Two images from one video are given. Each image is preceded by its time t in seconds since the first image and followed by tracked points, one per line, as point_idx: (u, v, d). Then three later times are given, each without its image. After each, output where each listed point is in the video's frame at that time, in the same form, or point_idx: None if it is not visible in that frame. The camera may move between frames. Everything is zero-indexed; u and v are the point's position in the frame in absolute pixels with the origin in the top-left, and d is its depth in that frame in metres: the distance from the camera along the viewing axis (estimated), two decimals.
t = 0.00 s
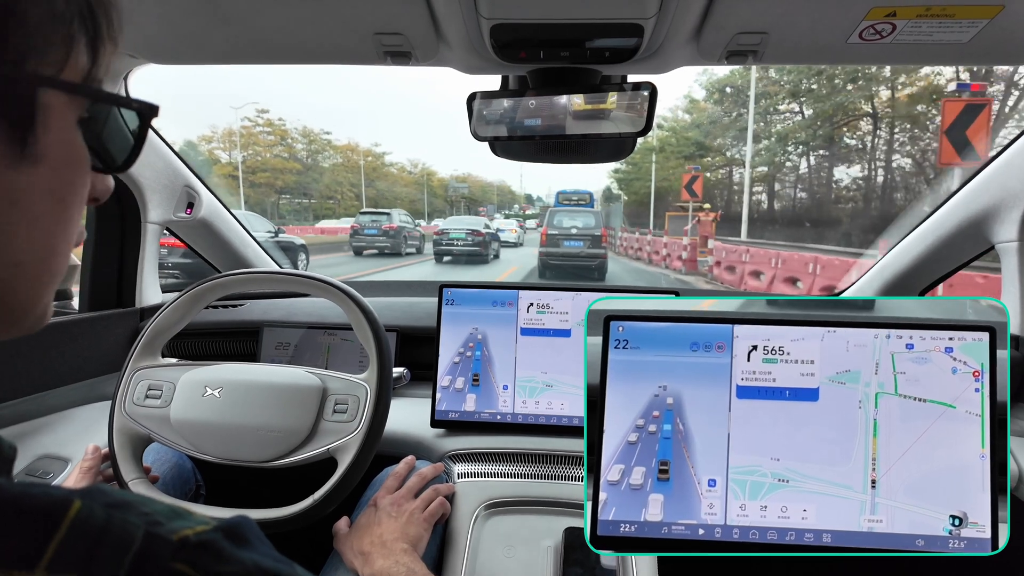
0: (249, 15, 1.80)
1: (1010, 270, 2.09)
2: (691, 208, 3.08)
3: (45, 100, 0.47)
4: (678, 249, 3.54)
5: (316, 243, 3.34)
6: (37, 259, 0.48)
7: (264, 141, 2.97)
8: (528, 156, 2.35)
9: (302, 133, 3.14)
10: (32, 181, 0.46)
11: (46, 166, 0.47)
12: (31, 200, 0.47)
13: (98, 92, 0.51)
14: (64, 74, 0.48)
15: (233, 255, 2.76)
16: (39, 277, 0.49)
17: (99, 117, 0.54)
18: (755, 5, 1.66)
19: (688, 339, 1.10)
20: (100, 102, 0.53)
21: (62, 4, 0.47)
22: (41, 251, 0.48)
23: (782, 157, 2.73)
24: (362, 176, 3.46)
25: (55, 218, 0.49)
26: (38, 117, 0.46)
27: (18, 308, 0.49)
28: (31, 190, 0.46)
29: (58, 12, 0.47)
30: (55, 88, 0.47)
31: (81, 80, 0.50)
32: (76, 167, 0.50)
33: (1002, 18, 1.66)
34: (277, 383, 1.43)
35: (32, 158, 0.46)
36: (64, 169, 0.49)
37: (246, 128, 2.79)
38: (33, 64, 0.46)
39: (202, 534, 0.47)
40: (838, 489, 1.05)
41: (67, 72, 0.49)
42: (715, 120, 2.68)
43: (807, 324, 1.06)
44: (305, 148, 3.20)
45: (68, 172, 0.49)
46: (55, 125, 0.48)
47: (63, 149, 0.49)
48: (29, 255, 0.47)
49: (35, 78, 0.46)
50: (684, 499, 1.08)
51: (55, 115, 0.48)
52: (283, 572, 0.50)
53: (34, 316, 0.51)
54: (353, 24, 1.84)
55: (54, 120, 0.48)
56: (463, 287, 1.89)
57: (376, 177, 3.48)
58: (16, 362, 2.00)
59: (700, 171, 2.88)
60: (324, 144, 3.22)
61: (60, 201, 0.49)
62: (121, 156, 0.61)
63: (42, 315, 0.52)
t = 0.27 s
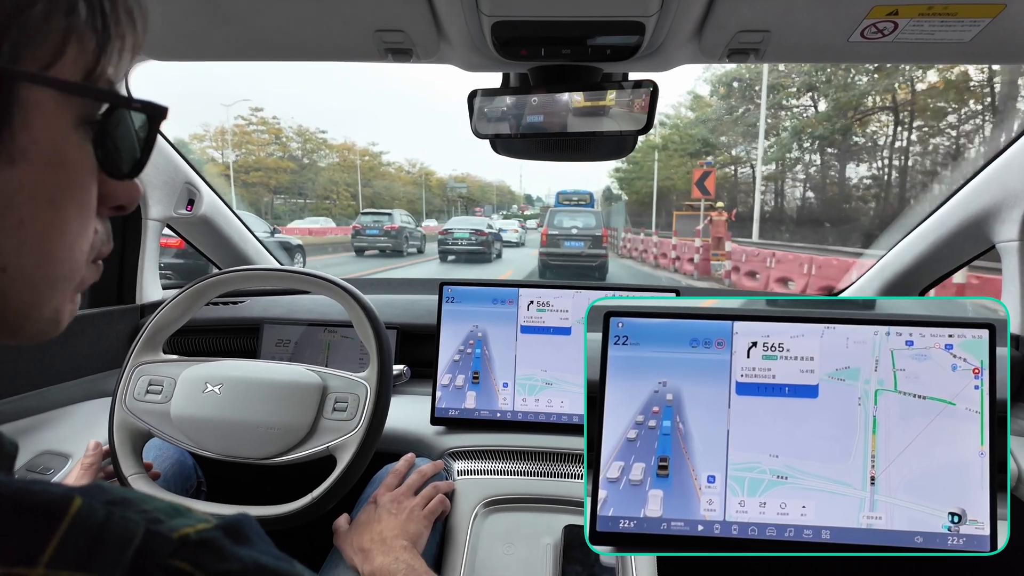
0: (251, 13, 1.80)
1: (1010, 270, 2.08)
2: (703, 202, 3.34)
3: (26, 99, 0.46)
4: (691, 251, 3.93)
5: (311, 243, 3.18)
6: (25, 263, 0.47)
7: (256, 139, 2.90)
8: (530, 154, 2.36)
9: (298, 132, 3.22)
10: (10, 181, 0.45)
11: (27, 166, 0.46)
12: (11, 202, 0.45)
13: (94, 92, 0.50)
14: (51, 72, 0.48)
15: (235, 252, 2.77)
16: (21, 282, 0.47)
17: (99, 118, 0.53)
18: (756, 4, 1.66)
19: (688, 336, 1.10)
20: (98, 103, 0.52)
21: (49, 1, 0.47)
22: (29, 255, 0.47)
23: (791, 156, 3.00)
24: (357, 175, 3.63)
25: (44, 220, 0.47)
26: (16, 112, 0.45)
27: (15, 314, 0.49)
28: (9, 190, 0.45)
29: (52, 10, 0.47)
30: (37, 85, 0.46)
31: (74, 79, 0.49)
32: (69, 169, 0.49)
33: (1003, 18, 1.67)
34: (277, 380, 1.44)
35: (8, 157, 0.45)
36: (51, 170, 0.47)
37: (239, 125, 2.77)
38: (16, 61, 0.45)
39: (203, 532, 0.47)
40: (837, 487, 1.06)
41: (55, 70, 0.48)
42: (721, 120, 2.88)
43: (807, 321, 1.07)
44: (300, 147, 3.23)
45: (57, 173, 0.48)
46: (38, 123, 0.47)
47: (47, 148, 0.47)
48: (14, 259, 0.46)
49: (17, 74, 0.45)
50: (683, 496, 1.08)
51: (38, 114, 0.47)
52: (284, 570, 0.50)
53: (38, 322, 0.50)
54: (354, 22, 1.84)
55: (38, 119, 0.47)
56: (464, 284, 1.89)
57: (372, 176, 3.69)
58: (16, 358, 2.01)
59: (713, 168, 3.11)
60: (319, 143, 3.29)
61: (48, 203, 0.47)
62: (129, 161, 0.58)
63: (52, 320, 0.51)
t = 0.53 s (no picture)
0: (251, 13, 1.81)
1: (1011, 270, 2.08)
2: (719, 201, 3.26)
3: (35, 106, 0.46)
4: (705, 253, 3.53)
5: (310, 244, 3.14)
6: (30, 271, 0.47)
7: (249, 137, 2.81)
8: (530, 154, 2.36)
9: (293, 131, 3.06)
10: (16, 189, 0.45)
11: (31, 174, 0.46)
12: (17, 210, 0.45)
13: (102, 99, 0.51)
14: (59, 79, 0.48)
15: (235, 252, 2.77)
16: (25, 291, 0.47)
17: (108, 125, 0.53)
18: (757, 4, 1.66)
19: (688, 337, 1.10)
20: (106, 110, 0.52)
21: (61, 5, 0.47)
22: (35, 263, 0.47)
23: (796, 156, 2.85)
24: (355, 175, 3.46)
25: (48, 227, 0.47)
26: (25, 121, 0.45)
27: (20, 323, 0.48)
28: (15, 198, 0.45)
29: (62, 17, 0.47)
30: (46, 93, 0.46)
31: (81, 86, 0.49)
32: (75, 177, 0.49)
33: (1005, 17, 1.66)
34: (278, 381, 1.44)
35: (16, 165, 0.45)
36: (56, 176, 0.48)
37: (231, 124, 2.64)
38: (23, 68, 0.45)
39: (205, 537, 0.47)
40: (838, 488, 1.06)
41: (63, 76, 0.48)
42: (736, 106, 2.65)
43: (807, 322, 1.07)
44: (295, 146, 3.10)
45: (64, 181, 0.48)
46: (45, 130, 0.47)
47: (55, 155, 0.47)
48: (19, 267, 0.46)
49: (25, 82, 0.45)
50: (683, 496, 1.08)
51: (46, 122, 0.47)
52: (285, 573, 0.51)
53: (42, 333, 0.50)
54: (355, 22, 1.85)
55: (47, 126, 0.47)
56: (465, 285, 1.89)
57: (368, 176, 3.51)
58: (17, 359, 2.01)
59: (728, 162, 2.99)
60: (313, 142, 3.13)
61: (54, 211, 0.47)
62: (138, 167, 0.59)
63: (55, 330, 0.51)
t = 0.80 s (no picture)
0: (252, 12, 1.81)
1: (1012, 270, 2.07)
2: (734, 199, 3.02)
3: (34, 101, 0.46)
4: (723, 258, 3.47)
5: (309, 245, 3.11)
6: (29, 265, 0.47)
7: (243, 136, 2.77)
8: (531, 154, 2.36)
9: (287, 129, 3.06)
10: (17, 183, 0.45)
11: (32, 167, 0.46)
12: (18, 204, 0.45)
13: (97, 91, 0.51)
14: (57, 74, 0.48)
15: (235, 251, 2.77)
16: (23, 284, 0.47)
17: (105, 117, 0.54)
18: (758, 3, 1.66)
19: (688, 336, 1.10)
20: (100, 103, 0.52)
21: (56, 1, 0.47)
22: (33, 257, 0.47)
23: (809, 153, 2.78)
24: (351, 174, 3.54)
25: (47, 219, 0.47)
26: (24, 115, 0.45)
27: (16, 317, 0.48)
28: (15, 192, 0.45)
29: (56, 11, 0.47)
30: (44, 86, 0.46)
31: (79, 80, 0.50)
32: (74, 170, 0.49)
33: (1006, 18, 1.66)
34: (279, 379, 1.44)
35: (17, 158, 0.45)
36: (56, 169, 0.48)
37: (223, 121, 2.61)
38: (22, 64, 0.45)
39: (202, 534, 0.47)
40: (838, 487, 1.06)
41: (62, 71, 0.48)
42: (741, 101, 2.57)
43: (807, 321, 1.07)
44: (289, 145, 3.07)
45: (65, 175, 0.48)
46: (44, 124, 0.47)
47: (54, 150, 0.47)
48: (17, 260, 0.46)
49: (26, 77, 0.45)
50: (683, 496, 1.08)
51: (44, 117, 0.47)
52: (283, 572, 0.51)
53: (36, 324, 0.50)
54: (355, 21, 1.84)
55: (45, 121, 0.47)
56: (466, 284, 1.89)
57: (364, 175, 3.62)
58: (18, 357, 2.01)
59: (744, 156, 2.83)
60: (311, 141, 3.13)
61: (53, 203, 0.48)
62: (129, 159, 0.60)
63: (49, 321, 0.51)
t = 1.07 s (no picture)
0: (253, 12, 1.81)
1: (1015, 269, 2.05)
2: (755, 190, 3.06)
3: (65, 96, 0.47)
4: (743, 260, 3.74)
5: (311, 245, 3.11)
6: (49, 250, 0.49)
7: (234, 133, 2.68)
8: (532, 153, 2.36)
9: (281, 128, 2.99)
10: (52, 174, 0.48)
11: (63, 158, 0.48)
12: (47, 192, 0.48)
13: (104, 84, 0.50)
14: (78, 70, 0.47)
15: (236, 250, 2.77)
16: (45, 268, 0.49)
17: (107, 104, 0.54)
18: (758, 2, 1.66)
19: (689, 335, 1.10)
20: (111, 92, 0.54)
21: None
22: (53, 242, 0.49)
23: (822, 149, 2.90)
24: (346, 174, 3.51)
25: (70, 207, 0.50)
26: (59, 111, 0.47)
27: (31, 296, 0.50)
28: (48, 182, 0.48)
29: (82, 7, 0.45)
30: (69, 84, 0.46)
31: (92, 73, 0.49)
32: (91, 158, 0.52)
33: (1008, 16, 1.66)
34: (280, 378, 1.44)
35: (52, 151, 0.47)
36: (78, 159, 0.50)
37: (215, 119, 2.52)
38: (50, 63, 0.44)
39: (207, 535, 0.47)
40: (839, 486, 1.06)
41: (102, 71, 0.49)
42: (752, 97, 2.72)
43: (808, 320, 1.07)
44: (284, 144, 3.03)
45: (84, 163, 0.51)
46: (74, 117, 0.48)
47: (77, 140, 0.50)
48: (43, 244, 0.48)
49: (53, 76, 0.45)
50: (685, 494, 1.08)
51: (76, 108, 0.48)
52: (287, 572, 0.51)
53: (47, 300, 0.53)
54: (356, 20, 1.85)
55: (73, 114, 0.48)
56: (467, 284, 1.89)
57: (362, 174, 3.57)
58: (20, 357, 2.02)
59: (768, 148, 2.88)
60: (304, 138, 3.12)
61: (74, 189, 0.50)
62: (118, 140, 0.64)
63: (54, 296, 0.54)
